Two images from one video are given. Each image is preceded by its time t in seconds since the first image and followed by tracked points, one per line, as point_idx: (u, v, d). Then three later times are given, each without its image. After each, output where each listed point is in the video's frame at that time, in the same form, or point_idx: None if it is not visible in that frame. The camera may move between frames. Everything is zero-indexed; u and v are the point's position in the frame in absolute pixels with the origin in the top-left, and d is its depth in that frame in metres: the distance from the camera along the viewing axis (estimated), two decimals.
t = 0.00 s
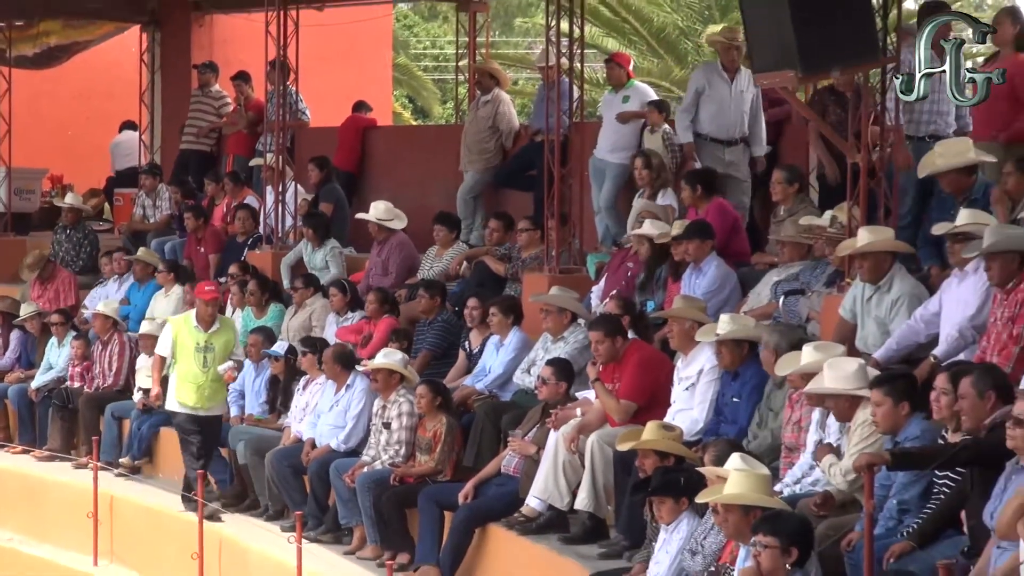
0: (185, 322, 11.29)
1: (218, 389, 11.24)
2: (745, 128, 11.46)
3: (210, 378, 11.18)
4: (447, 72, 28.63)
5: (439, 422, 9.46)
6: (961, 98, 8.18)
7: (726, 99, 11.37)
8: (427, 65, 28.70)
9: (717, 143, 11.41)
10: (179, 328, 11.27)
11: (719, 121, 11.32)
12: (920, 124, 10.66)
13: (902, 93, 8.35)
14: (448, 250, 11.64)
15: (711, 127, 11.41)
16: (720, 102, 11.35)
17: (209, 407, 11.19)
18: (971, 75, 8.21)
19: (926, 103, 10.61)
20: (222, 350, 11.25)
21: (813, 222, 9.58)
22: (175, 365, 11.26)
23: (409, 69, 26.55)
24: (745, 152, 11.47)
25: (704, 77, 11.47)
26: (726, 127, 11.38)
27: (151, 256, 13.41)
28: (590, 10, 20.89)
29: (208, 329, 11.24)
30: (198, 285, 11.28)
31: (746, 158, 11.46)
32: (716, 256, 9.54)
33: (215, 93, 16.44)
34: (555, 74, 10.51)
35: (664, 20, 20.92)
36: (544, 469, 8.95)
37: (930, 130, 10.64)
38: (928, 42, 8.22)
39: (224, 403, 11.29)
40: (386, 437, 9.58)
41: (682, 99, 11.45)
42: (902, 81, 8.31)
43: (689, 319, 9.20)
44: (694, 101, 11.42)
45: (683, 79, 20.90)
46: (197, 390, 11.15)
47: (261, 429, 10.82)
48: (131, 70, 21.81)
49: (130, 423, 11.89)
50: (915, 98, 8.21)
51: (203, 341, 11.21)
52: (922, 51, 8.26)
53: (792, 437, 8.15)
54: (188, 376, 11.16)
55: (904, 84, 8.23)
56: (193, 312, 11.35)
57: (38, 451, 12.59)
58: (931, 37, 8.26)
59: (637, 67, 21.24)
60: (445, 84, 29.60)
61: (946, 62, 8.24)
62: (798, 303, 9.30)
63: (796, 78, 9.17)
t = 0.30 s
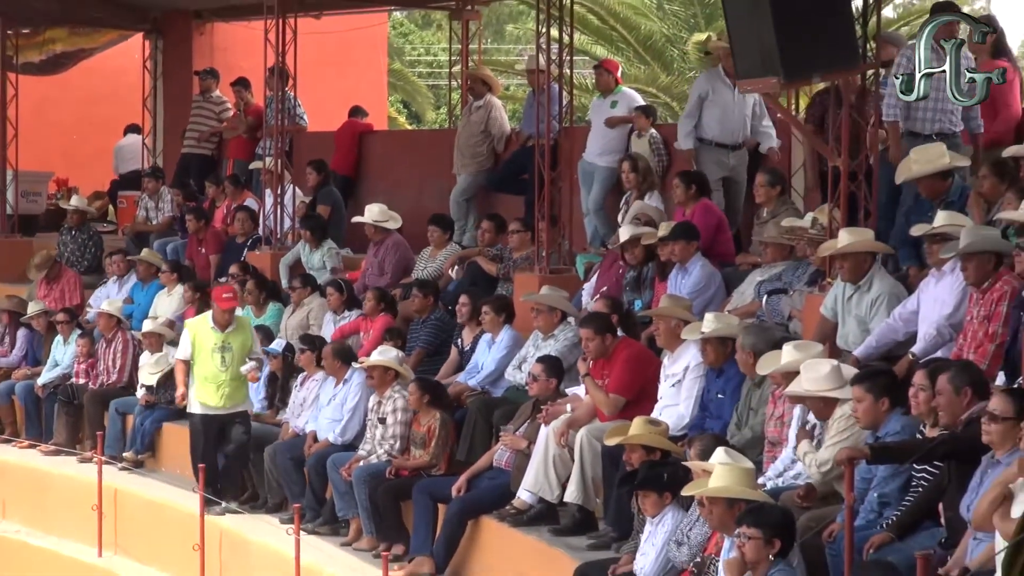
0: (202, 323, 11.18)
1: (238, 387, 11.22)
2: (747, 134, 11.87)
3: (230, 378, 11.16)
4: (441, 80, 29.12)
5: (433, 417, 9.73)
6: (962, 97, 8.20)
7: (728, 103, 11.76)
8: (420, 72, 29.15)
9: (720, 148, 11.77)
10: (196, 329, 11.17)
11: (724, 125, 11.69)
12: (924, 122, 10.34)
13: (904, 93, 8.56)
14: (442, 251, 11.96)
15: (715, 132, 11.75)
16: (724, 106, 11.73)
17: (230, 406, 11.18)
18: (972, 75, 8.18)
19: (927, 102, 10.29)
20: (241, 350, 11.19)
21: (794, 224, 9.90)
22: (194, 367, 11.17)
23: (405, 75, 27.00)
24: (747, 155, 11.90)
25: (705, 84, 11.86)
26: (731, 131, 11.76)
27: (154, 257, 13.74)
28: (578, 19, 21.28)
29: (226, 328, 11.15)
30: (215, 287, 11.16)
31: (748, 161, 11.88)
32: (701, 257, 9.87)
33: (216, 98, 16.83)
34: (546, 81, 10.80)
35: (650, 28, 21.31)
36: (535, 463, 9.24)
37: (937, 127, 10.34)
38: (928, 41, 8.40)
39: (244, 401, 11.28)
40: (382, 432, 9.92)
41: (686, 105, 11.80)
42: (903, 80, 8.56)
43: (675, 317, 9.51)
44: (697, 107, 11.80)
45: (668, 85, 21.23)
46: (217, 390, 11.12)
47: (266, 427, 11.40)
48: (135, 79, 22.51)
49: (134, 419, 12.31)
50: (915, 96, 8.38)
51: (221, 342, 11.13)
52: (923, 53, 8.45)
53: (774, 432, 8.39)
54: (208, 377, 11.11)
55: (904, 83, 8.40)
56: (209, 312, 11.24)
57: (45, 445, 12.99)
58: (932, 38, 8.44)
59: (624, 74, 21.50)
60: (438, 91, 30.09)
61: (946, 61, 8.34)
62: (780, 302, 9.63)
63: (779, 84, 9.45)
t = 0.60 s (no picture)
0: (234, 330, 11.42)
1: (264, 395, 11.38)
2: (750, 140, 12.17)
3: (257, 385, 11.31)
4: (439, 86, 29.66)
5: (430, 413, 10.06)
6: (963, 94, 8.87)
7: (732, 112, 12.02)
8: (419, 78, 29.65)
9: (729, 155, 12.06)
10: (228, 334, 11.40)
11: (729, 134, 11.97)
12: (931, 126, 10.85)
13: (905, 91, 9.25)
14: (440, 252, 12.27)
15: (722, 140, 12.02)
16: (729, 114, 12.00)
17: (254, 413, 11.34)
18: (970, 76, 8.85)
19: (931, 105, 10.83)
20: (269, 359, 11.37)
21: (782, 225, 10.25)
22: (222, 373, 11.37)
23: (404, 80, 27.49)
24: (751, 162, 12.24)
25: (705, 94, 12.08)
26: (737, 138, 12.06)
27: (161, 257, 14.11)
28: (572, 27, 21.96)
29: (256, 336, 11.37)
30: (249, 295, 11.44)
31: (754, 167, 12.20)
32: (691, 257, 10.18)
33: (221, 103, 17.13)
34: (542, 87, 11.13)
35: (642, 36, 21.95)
36: (530, 457, 9.56)
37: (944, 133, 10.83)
38: (927, 42, 9.05)
39: (269, 410, 11.42)
40: (382, 426, 10.24)
41: (689, 117, 12.02)
42: (905, 79, 9.23)
43: (666, 316, 9.82)
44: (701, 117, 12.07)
45: (660, 91, 22.03)
46: (243, 396, 11.29)
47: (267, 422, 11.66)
48: (142, 84, 23.18)
49: (142, 414, 12.75)
50: (915, 96, 9.11)
51: (251, 349, 11.33)
52: (924, 52, 9.11)
53: (762, 427, 8.70)
54: (235, 382, 11.28)
55: (905, 85, 9.11)
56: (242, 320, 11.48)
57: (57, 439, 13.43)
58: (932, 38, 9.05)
59: (618, 81, 22.20)
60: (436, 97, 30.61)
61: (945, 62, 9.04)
62: (767, 301, 9.98)
63: (767, 91, 9.85)
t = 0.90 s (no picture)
0: (249, 328, 11.53)
1: (279, 392, 11.48)
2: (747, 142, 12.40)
3: (272, 382, 11.42)
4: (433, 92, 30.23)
5: (423, 410, 10.41)
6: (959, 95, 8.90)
7: (730, 116, 12.23)
8: (413, 84, 30.19)
9: (726, 157, 12.31)
10: (244, 332, 11.52)
11: (730, 136, 12.19)
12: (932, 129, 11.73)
13: (906, 90, 9.34)
14: (434, 252, 12.59)
15: (722, 143, 12.24)
16: (728, 119, 12.21)
17: (270, 410, 11.44)
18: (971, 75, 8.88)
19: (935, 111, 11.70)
20: (285, 356, 11.46)
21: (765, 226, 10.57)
22: (239, 370, 11.53)
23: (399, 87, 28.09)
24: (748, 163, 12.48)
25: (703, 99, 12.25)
26: (736, 141, 12.28)
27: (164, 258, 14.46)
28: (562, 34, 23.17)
29: (271, 334, 11.44)
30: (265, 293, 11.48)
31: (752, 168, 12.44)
32: (677, 257, 10.52)
33: (222, 108, 17.48)
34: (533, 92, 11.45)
35: (630, 44, 22.96)
36: (521, 452, 9.88)
37: (943, 135, 11.68)
38: (927, 42, 9.05)
39: (285, 406, 11.52)
40: (378, 421, 10.59)
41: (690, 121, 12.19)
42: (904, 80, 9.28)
43: (653, 315, 10.15)
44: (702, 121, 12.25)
45: (647, 97, 23.12)
46: (258, 393, 11.40)
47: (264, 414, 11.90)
48: (144, 92, 24.42)
49: (145, 410, 13.15)
50: (917, 96, 9.17)
51: (265, 347, 11.43)
52: (924, 52, 9.17)
53: (746, 422, 9.00)
54: (250, 380, 11.41)
55: (905, 86, 9.19)
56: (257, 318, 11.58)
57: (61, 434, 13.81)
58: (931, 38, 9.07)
59: (606, 86, 23.39)
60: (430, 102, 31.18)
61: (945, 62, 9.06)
62: (751, 300, 10.30)
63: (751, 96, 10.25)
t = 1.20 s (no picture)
0: (256, 335, 11.49)
1: (291, 396, 11.49)
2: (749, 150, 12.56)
3: (283, 387, 11.42)
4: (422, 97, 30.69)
5: (414, 404, 10.70)
6: (959, 96, 9.01)
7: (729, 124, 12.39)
8: (402, 88, 30.63)
9: (723, 165, 12.50)
10: (251, 341, 11.47)
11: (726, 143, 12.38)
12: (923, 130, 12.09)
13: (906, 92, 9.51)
14: (423, 252, 12.93)
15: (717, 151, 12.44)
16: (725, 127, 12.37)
17: (285, 414, 11.46)
18: (970, 76, 9.11)
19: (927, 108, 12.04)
20: (294, 360, 11.46)
21: (744, 228, 11.01)
22: (251, 377, 11.50)
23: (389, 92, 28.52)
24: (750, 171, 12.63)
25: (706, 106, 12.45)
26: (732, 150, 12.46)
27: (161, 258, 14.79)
28: (548, 41, 23.47)
29: (278, 339, 11.44)
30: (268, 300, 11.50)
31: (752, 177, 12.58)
32: (659, 257, 10.84)
33: (218, 113, 17.87)
34: (519, 98, 11.78)
35: (612, 50, 23.42)
36: (508, 445, 10.20)
37: (932, 136, 12.05)
38: (929, 42, 9.21)
39: (298, 409, 11.55)
40: (369, 417, 10.88)
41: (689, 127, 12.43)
42: (904, 80, 9.44)
43: (636, 313, 10.45)
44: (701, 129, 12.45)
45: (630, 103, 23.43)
46: (271, 400, 11.41)
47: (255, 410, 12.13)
48: (143, 96, 24.86)
49: (143, 405, 13.51)
50: (916, 96, 9.33)
51: (274, 352, 11.41)
52: (923, 53, 9.34)
53: (726, 416, 9.33)
54: (262, 387, 11.40)
55: (906, 86, 9.32)
56: (263, 325, 11.54)
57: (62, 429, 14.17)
58: (931, 40, 9.24)
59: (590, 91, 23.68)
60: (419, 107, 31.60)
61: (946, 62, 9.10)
62: (731, 299, 10.65)
63: (731, 101, 10.46)
